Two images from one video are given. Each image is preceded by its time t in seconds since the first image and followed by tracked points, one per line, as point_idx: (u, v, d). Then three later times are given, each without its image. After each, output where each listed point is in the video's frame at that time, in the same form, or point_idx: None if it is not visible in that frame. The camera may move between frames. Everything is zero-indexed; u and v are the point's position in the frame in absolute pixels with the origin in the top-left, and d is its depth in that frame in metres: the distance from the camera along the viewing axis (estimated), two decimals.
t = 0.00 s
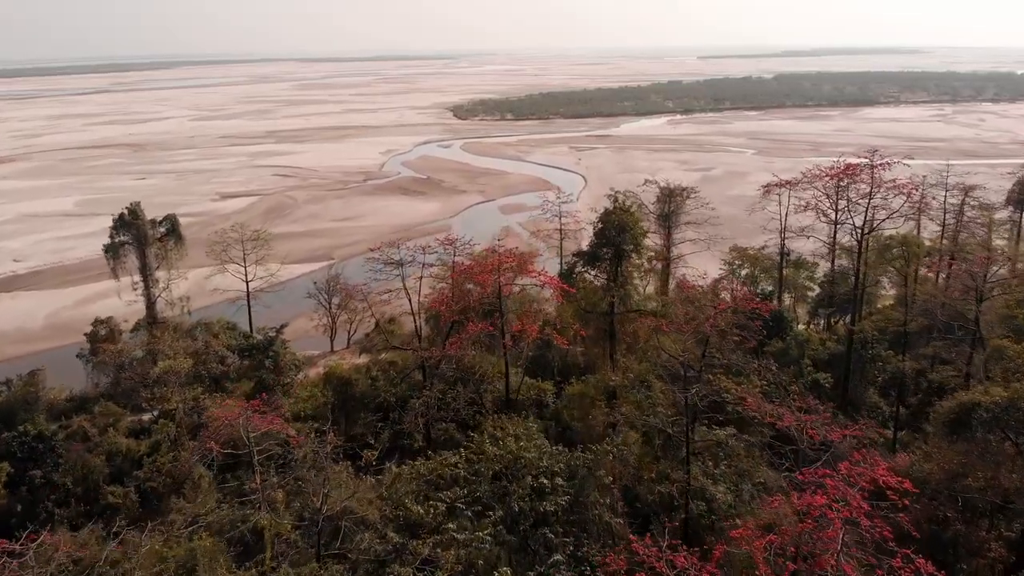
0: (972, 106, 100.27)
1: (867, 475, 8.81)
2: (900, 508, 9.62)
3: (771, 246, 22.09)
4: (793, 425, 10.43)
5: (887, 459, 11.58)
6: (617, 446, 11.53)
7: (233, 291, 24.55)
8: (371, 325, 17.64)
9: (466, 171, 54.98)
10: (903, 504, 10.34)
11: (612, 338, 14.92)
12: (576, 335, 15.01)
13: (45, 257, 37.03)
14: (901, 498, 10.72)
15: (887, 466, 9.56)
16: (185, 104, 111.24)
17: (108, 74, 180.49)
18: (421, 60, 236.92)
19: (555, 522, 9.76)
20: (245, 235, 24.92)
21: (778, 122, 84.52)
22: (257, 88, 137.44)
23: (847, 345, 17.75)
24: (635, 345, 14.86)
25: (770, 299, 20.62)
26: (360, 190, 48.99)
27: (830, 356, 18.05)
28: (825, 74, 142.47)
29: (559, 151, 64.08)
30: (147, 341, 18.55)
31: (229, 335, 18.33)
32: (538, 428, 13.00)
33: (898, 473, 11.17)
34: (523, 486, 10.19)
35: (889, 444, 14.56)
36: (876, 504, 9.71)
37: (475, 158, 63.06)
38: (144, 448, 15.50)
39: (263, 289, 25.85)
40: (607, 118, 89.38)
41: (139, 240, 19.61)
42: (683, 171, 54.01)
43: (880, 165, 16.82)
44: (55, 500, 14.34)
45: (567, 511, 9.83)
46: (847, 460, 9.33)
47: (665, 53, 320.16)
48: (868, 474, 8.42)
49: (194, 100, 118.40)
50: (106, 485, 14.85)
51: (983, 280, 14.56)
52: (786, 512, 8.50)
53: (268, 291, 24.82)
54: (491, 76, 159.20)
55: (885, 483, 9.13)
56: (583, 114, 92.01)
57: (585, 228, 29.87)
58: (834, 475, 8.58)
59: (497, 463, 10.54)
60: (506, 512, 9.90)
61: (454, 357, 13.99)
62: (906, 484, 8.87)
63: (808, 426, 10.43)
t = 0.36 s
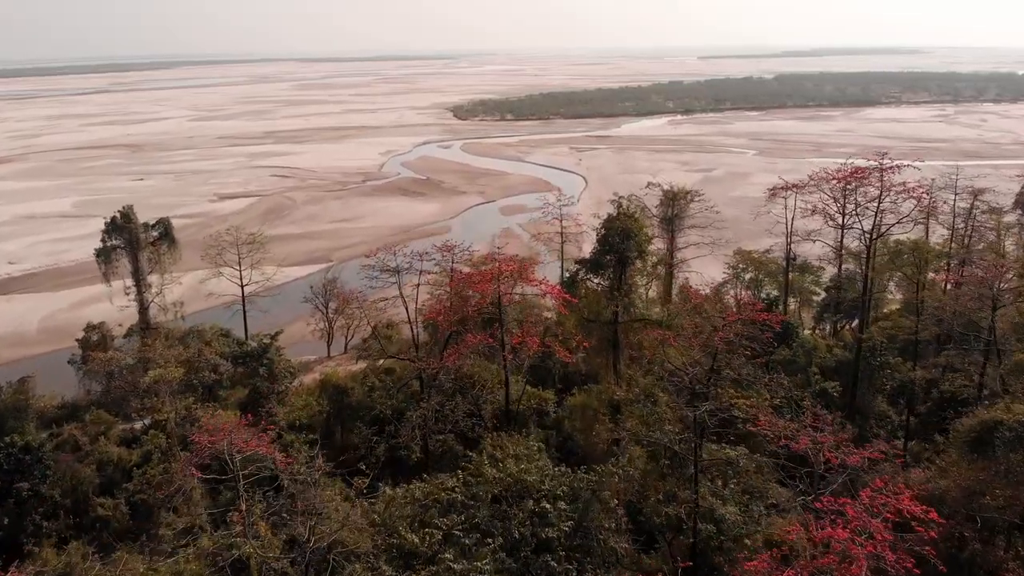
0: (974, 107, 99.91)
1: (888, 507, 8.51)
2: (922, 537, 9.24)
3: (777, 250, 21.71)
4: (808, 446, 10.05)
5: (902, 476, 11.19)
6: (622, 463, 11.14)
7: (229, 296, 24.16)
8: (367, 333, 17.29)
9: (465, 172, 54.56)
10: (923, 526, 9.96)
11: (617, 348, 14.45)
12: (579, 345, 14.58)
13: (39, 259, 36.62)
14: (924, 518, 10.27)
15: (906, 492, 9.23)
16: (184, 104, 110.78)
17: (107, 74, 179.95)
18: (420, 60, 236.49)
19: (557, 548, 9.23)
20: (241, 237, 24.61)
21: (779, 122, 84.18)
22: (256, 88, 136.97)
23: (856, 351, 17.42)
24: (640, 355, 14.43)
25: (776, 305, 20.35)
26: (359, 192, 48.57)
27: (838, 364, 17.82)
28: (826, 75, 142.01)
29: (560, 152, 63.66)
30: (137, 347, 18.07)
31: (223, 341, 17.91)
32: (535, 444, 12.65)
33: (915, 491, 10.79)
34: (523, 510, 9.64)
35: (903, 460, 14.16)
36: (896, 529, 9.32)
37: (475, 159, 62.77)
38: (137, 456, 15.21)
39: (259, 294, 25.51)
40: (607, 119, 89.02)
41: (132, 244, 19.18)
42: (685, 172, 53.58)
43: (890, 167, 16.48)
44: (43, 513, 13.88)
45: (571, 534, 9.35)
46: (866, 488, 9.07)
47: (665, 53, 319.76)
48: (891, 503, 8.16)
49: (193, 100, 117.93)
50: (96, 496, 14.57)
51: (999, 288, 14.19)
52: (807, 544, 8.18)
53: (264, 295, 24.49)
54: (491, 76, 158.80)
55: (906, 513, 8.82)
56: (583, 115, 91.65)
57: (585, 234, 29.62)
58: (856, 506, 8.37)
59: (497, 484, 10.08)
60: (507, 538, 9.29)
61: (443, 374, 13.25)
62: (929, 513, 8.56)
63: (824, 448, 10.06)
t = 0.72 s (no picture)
0: (976, 108, 99.40)
1: (919, 545, 7.98)
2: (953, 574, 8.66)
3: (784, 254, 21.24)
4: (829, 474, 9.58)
5: (922, 495, 10.70)
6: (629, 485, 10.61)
7: (223, 301, 23.68)
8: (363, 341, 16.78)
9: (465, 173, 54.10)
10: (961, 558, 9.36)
11: (623, 360, 13.87)
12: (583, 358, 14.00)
13: (34, 262, 36.14)
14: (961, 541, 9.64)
15: (935, 527, 8.75)
16: (183, 104, 110.25)
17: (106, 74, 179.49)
18: (421, 60, 236.31)
19: None
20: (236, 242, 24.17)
21: (781, 123, 83.72)
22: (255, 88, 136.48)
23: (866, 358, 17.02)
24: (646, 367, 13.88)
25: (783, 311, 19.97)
26: (358, 193, 48.10)
27: (849, 374, 17.42)
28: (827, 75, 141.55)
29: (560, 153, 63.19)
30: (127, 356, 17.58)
31: (215, 349, 17.37)
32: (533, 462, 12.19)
33: (937, 511, 10.28)
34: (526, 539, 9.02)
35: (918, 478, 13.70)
36: (921, 563, 8.80)
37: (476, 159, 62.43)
38: (127, 467, 14.63)
39: (255, 299, 25.08)
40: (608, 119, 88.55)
41: (122, 247, 18.76)
42: (687, 173, 53.07)
43: (903, 171, 15.92)
44: (27, 528, 13.41)
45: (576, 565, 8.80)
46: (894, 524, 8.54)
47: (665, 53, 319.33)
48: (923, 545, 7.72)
49: (192, 100, 117.40)
50: (84, 510, 13.98)
51: (1022, 298, 13.55)
52: None
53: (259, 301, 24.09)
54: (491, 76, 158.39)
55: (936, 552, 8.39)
56: (584, 115, 91.18)
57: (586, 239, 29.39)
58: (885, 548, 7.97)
59: (497, 508, 9.55)
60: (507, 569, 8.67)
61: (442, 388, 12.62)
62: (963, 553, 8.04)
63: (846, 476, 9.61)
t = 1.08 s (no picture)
0: (978, 108, 98.86)
1: None
2: None
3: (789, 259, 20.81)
4: (851, 504, 9.09)
5: (945, 521, 10.20)
6: (635, 510, 10.11)
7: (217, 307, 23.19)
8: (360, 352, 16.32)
9: (465, 174, 53.65)
10: None
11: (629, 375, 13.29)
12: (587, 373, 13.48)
13: (28, 265, 35.65)
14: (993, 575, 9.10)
15: (965, 566, 8.24)
16: (182, 105, 109.75)
17: (105, 74, 179.05)
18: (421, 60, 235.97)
19: None
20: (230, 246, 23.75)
21: (782, 123, 83.33)
22: (255, 89, 135.97)
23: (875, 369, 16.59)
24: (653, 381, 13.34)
25: (790, 317, 19.63)
26: (357, 195, 47.64)
27: (860, 386, 17.06)
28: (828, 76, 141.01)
29: (561, 154, 62.70)
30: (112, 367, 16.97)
31: (206, 359, 16.86)
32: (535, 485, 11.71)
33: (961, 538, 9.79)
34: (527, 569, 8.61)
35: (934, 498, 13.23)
36: None
37: (475, 160, 62.00)
38: (117, 479, 14.24)
39: (250, 304, 24.65)
40: (608, 120, 88.11)
41: (113, 253, 18.31)
42: (688, 174, 52.57)
43: (916, 176, 15.40)
44: (13, 544, 12.75)
45: None
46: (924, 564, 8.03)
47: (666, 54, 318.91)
48: None
49: (191, 100, 116.92)
50: (72, 524, 13.57)
51: None
52: None
53: (253, 307, 23.65)
54: (491, 76, 157.85)
55: None
56: (584, 116, 90.74)
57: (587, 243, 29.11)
58: None
59: (497, 539, 9.04)
60: None
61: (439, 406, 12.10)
62: None
63: (868, 507, 9.13)
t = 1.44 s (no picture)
0: (980, 109, 98.33)
1: None
2: None
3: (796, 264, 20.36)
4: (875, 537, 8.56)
5: (971, 551, 9.66)
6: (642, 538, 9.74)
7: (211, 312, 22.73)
8: (356, 363, 15.81)
9: (464, 175, 53.20)
10: None
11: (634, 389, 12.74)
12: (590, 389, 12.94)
13: (22, 267, 35.23)
14: None
15: None
16: (181, 105, 109.35)
17: (105, 74, 178.71)
18: (422, 60, 235.87)
19: None
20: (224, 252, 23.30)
21: (783, 124, 82.89)
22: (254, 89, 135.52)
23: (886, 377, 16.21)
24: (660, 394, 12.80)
25: (797, 324, 19.27)
26: (355, 196, 47.19)
27: (870, 396, 16.63)
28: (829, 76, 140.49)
29: (561, 154, 62.24)
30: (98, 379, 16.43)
31: (198, 368, 16.42)
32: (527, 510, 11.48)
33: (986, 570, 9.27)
34: None
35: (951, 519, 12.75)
36: None
37: (475, 161, 61.60)
38: (106, 492, 13.50)
39: (245, 309, 24.21)
40: (608, 120, 87.67)
41: (103, 258, 17.87)
42: (689, 175, 52.12)
43: (929, 180, 14.85)
44: None
45: None
46: None
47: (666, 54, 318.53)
48: None
49: (190, 100, 116.49)
50: (59, 541, 12.96)
51: None
52: None
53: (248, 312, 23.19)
54: (492, 76, 157.45)
55: None
56: (585, 116, 90.31)
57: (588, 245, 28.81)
58: None
59: (498, 573, 8.56)
60: None
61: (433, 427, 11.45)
62: None
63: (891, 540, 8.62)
